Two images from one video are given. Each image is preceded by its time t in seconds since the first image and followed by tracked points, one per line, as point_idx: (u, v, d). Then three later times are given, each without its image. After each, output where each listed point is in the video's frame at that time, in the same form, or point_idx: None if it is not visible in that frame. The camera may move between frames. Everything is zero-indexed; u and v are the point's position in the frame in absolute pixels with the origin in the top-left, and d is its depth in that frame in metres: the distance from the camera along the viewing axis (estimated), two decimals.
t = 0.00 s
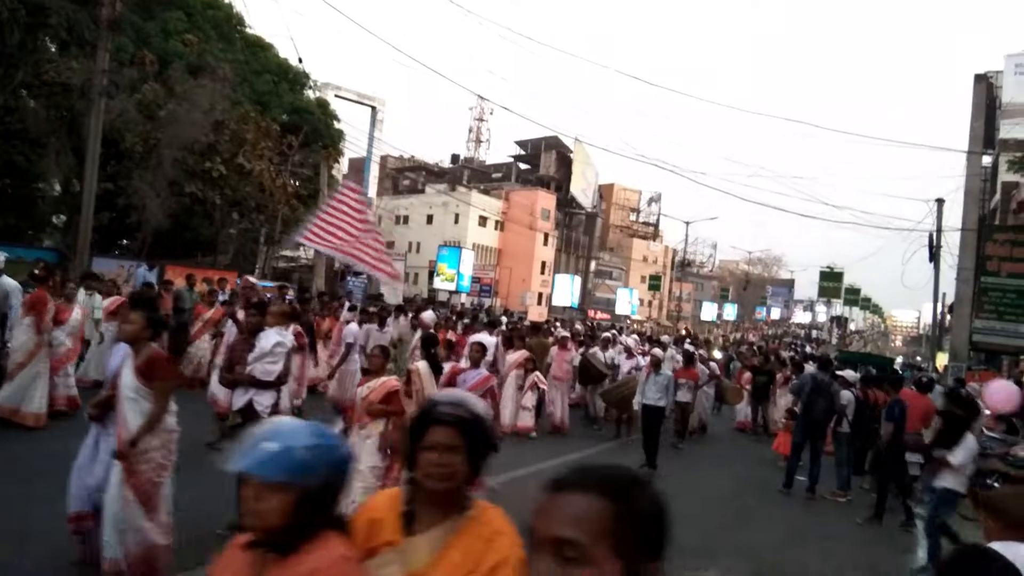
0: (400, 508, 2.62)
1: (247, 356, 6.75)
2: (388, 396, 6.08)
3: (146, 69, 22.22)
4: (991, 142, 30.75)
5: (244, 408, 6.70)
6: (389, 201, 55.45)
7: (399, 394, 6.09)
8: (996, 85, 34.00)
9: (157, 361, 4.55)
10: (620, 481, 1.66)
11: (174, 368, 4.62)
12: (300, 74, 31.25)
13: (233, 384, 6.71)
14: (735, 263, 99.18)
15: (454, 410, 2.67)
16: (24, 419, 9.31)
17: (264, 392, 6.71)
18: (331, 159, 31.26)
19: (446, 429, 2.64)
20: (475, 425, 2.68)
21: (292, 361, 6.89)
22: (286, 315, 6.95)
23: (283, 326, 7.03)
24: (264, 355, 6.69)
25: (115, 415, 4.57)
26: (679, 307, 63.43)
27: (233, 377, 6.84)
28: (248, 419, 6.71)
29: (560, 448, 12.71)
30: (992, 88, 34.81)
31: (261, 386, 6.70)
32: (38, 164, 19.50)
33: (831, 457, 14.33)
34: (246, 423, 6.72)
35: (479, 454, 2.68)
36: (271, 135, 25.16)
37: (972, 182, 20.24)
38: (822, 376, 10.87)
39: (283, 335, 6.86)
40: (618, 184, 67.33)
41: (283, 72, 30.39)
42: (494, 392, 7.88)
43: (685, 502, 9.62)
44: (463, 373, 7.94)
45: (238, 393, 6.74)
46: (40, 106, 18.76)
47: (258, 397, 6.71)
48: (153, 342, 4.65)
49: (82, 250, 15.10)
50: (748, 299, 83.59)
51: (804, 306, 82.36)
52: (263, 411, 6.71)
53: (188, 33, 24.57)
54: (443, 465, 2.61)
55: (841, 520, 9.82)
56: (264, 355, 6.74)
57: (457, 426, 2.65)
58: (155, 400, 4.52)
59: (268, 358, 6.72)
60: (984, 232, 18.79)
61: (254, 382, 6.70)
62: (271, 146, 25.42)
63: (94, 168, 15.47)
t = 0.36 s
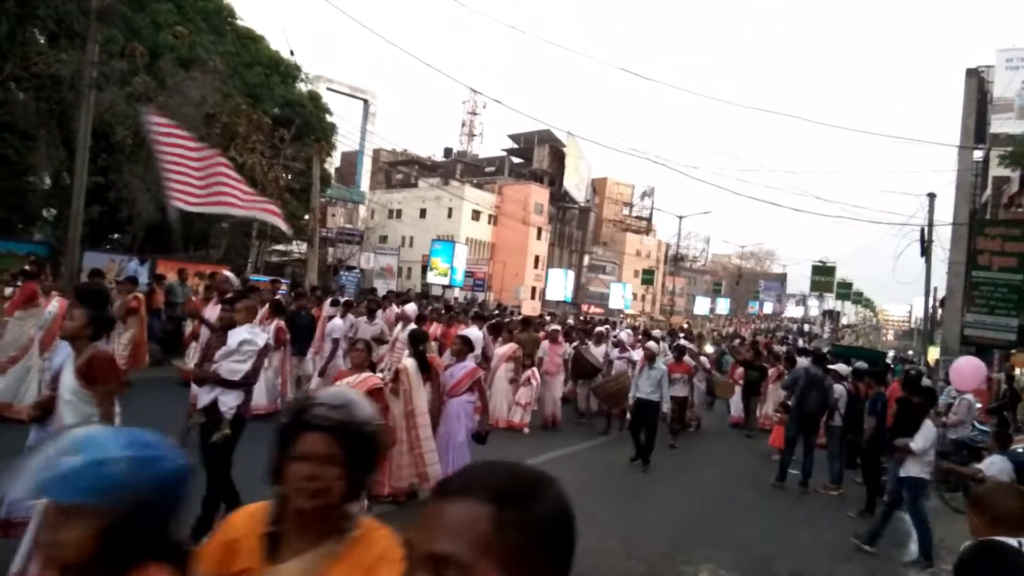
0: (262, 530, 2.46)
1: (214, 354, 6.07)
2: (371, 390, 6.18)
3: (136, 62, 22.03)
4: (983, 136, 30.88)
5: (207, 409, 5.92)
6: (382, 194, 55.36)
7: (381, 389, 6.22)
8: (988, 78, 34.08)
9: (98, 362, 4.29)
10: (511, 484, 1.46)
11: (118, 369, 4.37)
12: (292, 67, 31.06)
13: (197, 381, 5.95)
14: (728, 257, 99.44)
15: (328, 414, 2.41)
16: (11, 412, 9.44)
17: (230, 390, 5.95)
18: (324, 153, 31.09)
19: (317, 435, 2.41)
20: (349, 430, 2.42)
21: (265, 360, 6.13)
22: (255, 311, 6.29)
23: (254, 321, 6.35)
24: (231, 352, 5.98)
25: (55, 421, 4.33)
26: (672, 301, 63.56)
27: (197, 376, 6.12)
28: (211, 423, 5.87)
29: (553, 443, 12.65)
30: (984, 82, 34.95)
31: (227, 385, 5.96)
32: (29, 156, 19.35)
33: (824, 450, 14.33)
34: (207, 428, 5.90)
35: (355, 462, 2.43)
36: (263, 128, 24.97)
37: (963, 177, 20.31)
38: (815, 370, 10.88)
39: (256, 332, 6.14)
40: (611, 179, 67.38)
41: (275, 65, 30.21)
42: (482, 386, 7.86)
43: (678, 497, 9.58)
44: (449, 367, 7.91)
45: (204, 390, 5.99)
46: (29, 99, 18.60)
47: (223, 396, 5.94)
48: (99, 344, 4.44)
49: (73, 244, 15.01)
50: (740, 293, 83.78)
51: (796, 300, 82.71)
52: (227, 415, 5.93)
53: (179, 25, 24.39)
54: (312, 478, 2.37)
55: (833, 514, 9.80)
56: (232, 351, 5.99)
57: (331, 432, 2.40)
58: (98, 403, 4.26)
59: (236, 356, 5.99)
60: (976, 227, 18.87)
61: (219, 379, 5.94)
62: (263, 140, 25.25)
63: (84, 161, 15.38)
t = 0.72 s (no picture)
0: (69, 569, 2.01)
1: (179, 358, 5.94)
2: (352, 395, 6.12)
3: (124, 63, 21.87)
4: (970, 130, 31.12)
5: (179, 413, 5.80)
6: (373, 193, 55.23)
7: (364, 392, 6.17)
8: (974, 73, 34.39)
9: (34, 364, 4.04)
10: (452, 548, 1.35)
11: (51, 374, 4.10)
12: (280, 67, 30.94)
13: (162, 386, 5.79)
14: (719, 253, 99.79)
15: (149, 429, 1.97)
16: None
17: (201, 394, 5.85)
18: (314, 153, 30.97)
19: (134, 454, 1.96)
20: (177, 447, 1.97)
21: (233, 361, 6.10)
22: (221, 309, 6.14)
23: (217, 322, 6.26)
24: (196, 353, 5.84)
25: None
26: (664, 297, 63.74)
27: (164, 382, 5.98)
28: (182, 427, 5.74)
29: (541, 443, 12.58)
30: (971, 77, 35.23)
31: (195, 387, 5.84)
32: (16, 159, 19.17)
33: (813, 446, 14.34)
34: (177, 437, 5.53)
35: (186, 485, 1.97)
36: (253, 129, 24.82)
37: (951, 172, 20.44)
38: (806, 364, 10.96)
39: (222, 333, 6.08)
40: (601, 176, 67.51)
41: (263, 65, 30.09)
42: (471, 385, 7.76)
43: (667, 494, 9.53)
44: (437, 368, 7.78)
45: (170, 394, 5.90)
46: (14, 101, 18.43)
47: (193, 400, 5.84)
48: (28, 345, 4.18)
49: (60, 247, 14.89)
50: (731, 289, 84.08)
51: (787, 295, 83.09)
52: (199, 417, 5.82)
53: (166, 26, 24.24)
54: (129, 508, 1.92)
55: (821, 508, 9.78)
56: (196, 353, 5.88)
57: (154, 451, 1.95)
58: (32, 408, 3.96)
59: (202, 357, 5.88)
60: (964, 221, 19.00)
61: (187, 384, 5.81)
62: (252, 140, 25.11)
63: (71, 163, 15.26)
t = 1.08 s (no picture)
0: None
1: (144, 355, 5.49)
2: (329, 391, 5.82)
3: (116, 60, 21.79)
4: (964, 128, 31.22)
5: (144, 415, 5.35)
6: (368, 191, 55.29)
7: (342, 388, 5.88)
8: (967, 72, 34.58)
9: None
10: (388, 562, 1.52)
11: None
12: (274, 63, 30.85)
13: (129, 386, 5.35)
14: (714, 250, 100.00)
15: None
16: None
17: (170, 393, 5.44)
18: (309, 151, 30.84)
19: None
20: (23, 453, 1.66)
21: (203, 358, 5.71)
22: (190, 304, 5.72)
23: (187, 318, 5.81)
24: (166, 351, 5.45)
25: None
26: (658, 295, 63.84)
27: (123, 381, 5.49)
28: (150, 430, 5.33)
29: (534, 440, 12.54)
30: (964, 76, 35.42)
31: (165, 387, 5.41)
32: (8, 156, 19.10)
33: (806, 442, 14.39)
34: (146, 433, 5.34)
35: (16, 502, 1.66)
36: (246, 126, 24.71)
37: (944, 169, 20.52)
38: (797, 361, 11.03)
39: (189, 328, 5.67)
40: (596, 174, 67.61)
41: (257, 61, 30.02)
42: (463, 387, 7.51)
43: (661, 491, 9.49)
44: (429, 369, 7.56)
45: (137, 395, 5.40)
46: (7, 98, 18.38)
47: (161, 400, 5.40)
48: None
49: (55, 244, 14.85)
50: (726, 286, 84.30)
51: (780, 292, 83.35)
52: (168, 419, 5.41)
53: (159, 22, 24.17)
54: None
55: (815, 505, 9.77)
56: (166, 351, 5.49)
57: None
58: None
59: (172, 354, 5.47)
60: (958, 219, 19.08)
61: (155, 382, 5.39)
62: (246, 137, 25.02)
63: (66, 160, 15.24)
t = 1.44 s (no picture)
0: None
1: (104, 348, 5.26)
2: (304, 382, 5.63)
3: (104, 53, 21.61)
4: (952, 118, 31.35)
5: (104, 412, 5.15)
6: (359, 183, 55.11)
7: (316, 377, 5.69)
8: (955, 62, 34.72)
9: None
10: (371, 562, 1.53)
11: None
12: (263, 56, 30.65)
13: (87, 381, 5.14)
14: (705, 241, 100.19)
15: None
16: (12, 399, 9.57)
17: (131, 389, 5.22)
18: (298, 144, 30.68)
19: None
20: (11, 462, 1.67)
21: (164, 350, 5.48)
22: (151, 294, 5.47)
23: (148, 309, 5.56)
24: (127, 345, 5.20)
25: None
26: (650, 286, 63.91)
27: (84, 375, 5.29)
28: (109, 427, 5.14)
29: (526, 433, 12.50)
30: (953, 65, 35.56)
31: (126, 382, 5.20)
32: None
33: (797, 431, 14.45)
34: (107, 431, 5.16)
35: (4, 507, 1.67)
36: (236, 119, 24.55)
37: (933, 159, 20.63)
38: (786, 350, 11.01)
39: (152, 320, 5.44)
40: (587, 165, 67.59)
41: (246, 54, 29.82)
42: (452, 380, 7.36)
43: (654, 481, 9.51)
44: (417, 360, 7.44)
45: (96, 391, 5.18)
46: None
47: (121, 396, 5.19)
48: None
49: (44, 240, 14.73)
50: (717, 277, 84.51)
51: (771, 282, 83.61)
52: (129, 415, 5.20)
53: (147, 15, 23.95)
54: None
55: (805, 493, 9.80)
56: (127, 345, 5.24)
57: None
58: None
59: (134, 348, 5.23)
60: (946, 208, 19.18)
61: (115, 378, 5.18)
62: (235, 130, 24.87)
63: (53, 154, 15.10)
